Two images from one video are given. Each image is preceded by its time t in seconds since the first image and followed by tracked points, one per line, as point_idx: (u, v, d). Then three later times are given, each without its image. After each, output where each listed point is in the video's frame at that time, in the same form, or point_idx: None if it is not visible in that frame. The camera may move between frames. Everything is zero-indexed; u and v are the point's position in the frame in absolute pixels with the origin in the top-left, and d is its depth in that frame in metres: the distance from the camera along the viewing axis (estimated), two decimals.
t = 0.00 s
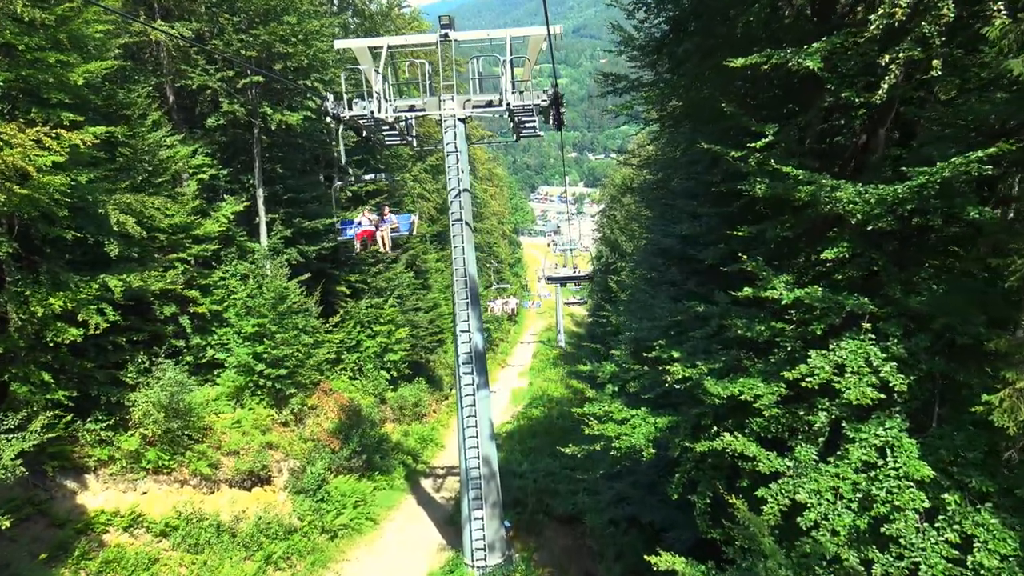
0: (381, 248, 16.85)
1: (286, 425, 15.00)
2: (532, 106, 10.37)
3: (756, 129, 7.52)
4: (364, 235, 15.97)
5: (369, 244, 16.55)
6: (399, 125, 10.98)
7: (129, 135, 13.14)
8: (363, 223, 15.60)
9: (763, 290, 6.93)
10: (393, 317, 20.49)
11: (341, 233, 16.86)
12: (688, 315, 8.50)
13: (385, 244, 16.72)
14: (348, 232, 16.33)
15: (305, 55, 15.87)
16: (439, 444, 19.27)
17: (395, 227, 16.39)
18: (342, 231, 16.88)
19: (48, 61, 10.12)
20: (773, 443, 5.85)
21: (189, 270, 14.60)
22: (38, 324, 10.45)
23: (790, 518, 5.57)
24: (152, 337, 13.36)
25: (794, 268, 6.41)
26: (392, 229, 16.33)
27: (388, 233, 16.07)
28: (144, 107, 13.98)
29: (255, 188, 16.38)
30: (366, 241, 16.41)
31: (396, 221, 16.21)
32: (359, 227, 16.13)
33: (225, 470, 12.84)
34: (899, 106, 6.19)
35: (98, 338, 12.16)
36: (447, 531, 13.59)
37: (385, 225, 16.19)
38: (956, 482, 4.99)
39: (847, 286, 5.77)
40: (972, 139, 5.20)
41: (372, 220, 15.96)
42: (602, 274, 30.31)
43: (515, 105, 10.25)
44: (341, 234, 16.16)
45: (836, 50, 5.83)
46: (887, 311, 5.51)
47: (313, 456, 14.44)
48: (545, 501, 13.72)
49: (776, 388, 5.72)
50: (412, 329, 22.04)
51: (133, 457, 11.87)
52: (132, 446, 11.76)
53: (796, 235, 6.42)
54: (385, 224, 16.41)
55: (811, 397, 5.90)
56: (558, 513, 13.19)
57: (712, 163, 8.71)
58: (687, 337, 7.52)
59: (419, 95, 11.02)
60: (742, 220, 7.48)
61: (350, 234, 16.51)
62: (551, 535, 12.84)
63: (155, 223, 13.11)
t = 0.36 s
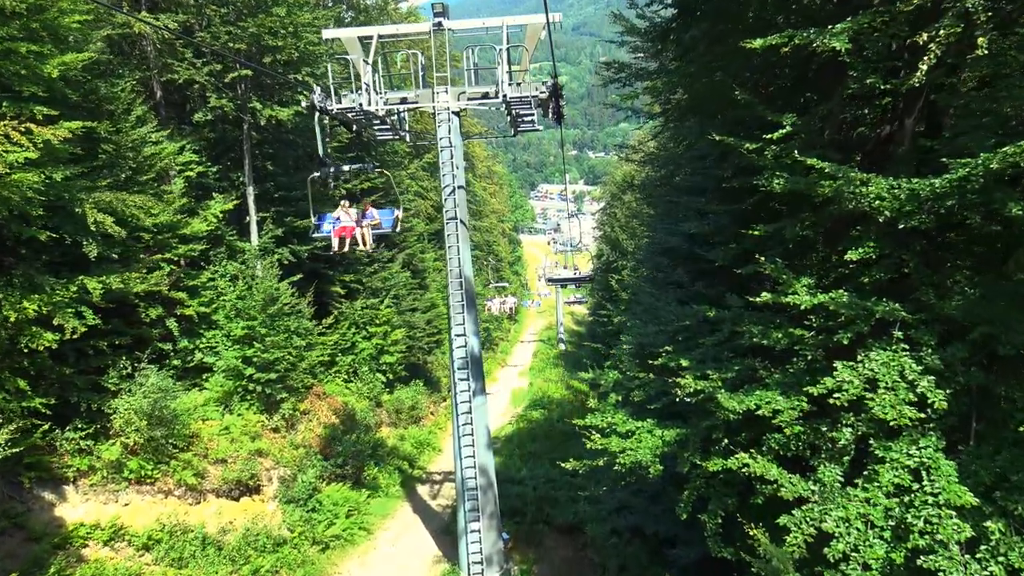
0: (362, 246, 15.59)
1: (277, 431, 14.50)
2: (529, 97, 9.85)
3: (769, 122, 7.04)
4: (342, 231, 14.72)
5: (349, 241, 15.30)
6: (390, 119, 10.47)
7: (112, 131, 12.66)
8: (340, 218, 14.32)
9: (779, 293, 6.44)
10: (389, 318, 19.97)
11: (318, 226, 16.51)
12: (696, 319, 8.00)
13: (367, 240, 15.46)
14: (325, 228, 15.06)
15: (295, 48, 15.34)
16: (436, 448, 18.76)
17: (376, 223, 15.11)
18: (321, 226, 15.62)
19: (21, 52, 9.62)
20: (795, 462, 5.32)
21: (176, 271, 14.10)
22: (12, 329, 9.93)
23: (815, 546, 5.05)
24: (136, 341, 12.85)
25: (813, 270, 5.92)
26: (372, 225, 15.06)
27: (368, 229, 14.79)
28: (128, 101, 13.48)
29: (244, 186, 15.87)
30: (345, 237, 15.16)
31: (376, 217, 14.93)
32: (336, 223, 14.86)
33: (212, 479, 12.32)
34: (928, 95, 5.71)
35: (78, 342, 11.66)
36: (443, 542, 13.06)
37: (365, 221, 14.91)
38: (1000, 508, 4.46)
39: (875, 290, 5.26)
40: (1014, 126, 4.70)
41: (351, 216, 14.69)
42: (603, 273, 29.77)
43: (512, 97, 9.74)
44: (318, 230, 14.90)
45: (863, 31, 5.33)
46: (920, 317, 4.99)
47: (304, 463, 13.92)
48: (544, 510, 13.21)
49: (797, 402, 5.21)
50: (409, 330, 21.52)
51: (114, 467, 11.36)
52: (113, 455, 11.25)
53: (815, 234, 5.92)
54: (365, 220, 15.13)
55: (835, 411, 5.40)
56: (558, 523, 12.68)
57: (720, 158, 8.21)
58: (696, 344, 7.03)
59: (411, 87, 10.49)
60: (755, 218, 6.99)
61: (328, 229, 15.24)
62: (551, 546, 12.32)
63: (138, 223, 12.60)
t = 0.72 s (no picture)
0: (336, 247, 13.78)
1: (267, 439, 13.99)
2: (526, 90, 9.34)
3: (786, 114, 6.56)
4: (313, 231, 12.94)
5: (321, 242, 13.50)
6: (380, 113, 9.93)
7: (93, 127, 12.16)
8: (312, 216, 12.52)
9: (798, 299, 5.93)
10: (384, 319, 19.47)
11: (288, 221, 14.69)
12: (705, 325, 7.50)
13: (341, 240, 13.66)
14: (294, 227, 13.25)
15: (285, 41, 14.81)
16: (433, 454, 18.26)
17: (352, 222, 13.31)
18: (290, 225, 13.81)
19: None
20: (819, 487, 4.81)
21: (161, 273, 13.59)
22: None
23: None
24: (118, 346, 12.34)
25: (836, 275, 5.42)
26: (347, 223, 13.28)
27: (343, 228, 13.02)
28: (110, 97, 12.98)
29: (234, 184, 15.37)
30: (317, 237, 13.33)
31: (351, 215, 13.14)
32: (308, 221, 13.06)
33: (197, 490, 11.81)
34: (961, 82, 5.21)
35: (56, 348, 11.17)
36: (438, 554, 12.54)
37: (340, 219, 13.11)
38: None
39: (906, 296, 4.75)
40: None
41: (324, 213, 12.90)
42: (603, 272, 29.27)
43: (507, 90, 9.22)
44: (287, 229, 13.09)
45: (895, 10, 4.82)
46: (958, 327, 4.48)
47: (294, 472, 13.41)
48: (544, 520, 12.69)
49: (821, 422, 4.70)
50: (406, 332, 21.00)
51: (94, 479, 10.85)
52: (92, 467, 10.76)
53: (839, 235, 5.42)
54: (340, 218, 13.34)
55: (862, 431, 4.89)
56: (559, 534, 12.18)
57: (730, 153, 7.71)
58: (707, 353, 6.52)
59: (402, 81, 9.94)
60: (770, 218, 6.50)
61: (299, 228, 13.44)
62: (552, 559, 11.82)
63: (120, 223, 12.08)
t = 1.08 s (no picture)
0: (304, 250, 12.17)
1: (255, 447, 13.48)
2: (523, 83, 8.83)
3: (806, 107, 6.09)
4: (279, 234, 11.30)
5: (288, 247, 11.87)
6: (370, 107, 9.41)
7: (72, 123, 11.67)
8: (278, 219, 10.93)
9: (819, 307, 5.44)
10: (379, 322, 18.96)
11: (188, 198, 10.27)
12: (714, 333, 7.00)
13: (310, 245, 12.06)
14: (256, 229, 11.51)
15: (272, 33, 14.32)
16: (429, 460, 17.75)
17: (323, 224, 11.69)
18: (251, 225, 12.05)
19: None
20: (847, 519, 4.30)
21: (144, 275, 13.10)
22: None
23: None
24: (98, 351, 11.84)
25: (863, 284, 4.93)
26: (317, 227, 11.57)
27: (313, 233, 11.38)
28: (90, 91, 12.48)
29: (222, 183, 14.87)
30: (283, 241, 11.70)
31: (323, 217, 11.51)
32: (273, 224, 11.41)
33: (179, 502, 11.30)
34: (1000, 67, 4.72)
35: (32, 354, 10.68)
36: (431, 567, 12.02)
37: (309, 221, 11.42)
38: None
39: (945, 307, 4.24)
40: None
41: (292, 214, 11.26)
42: (604, 272, 28.77)
43: (504, 82, 8.71)
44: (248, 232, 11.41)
45: None
46: (1006, 341, 3.97)
47: (282, 481, 12.89)
48: (542, 533, 12.18)
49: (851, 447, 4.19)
50: (402, 334, 20.48)
51: (70, 492, 10.32)
52: (67, 479, 10.25)
53: (864, 239, 4.94)
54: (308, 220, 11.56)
55: (895, 457, 4.41)
56: (558, 548, 11.66)
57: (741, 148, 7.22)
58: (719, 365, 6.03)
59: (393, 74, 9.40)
60: (788, 219, 6.03)
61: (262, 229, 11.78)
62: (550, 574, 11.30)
63: (99, 223, 11.58)
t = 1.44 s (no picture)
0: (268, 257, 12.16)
1: (241, 455, 12.98)
2: (521, 75, 8.32)
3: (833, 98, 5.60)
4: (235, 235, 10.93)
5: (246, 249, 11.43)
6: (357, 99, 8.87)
7: (50, 117, 11.18)
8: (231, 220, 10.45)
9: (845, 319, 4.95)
10: (373, 324, 18.46)
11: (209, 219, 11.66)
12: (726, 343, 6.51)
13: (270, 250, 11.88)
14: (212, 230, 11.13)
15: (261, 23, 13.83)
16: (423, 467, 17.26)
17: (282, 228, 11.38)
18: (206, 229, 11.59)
19: None
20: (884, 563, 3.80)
21: (127, 275, 12.60)
22: None
23: None
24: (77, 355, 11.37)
25: (896, 295, 4.44)
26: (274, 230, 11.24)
27: (271, 237, 11.13)
28: (71, 84, 11.98)
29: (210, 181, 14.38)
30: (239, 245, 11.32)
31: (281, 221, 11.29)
32: (228, 227, 11.16)
33: (159, 515, 10.75)
34: None
35: (5, 358, 10.16)
36: None
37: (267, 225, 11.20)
38: None
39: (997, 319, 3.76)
40: None
41: (248, 218, 11.03)
42: (604, 273, 28.25)
43: (500, 74, 8.19)
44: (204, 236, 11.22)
45: None
46: None
47: (269, 491, 12.35)
48: (539, 547, 11.69)
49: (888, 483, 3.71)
50: (397, 336, 19.96)
51: (43, 504, 9.83)
52: (40, 490, 9.74)
53: (897, 244, 4.45)
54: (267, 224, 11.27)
55: (936, 491, 3.91)
56: (556, 563, 11.16)
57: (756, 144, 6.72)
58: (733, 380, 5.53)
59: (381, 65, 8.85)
60: (807, 220, 5.54)
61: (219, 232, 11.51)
62: None
63: (78, 222, 11.09)
